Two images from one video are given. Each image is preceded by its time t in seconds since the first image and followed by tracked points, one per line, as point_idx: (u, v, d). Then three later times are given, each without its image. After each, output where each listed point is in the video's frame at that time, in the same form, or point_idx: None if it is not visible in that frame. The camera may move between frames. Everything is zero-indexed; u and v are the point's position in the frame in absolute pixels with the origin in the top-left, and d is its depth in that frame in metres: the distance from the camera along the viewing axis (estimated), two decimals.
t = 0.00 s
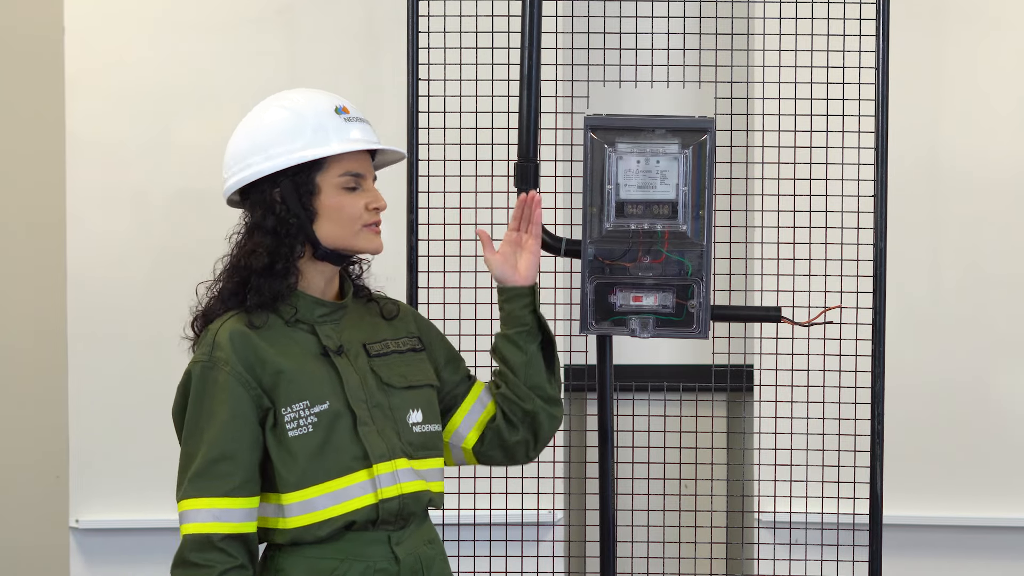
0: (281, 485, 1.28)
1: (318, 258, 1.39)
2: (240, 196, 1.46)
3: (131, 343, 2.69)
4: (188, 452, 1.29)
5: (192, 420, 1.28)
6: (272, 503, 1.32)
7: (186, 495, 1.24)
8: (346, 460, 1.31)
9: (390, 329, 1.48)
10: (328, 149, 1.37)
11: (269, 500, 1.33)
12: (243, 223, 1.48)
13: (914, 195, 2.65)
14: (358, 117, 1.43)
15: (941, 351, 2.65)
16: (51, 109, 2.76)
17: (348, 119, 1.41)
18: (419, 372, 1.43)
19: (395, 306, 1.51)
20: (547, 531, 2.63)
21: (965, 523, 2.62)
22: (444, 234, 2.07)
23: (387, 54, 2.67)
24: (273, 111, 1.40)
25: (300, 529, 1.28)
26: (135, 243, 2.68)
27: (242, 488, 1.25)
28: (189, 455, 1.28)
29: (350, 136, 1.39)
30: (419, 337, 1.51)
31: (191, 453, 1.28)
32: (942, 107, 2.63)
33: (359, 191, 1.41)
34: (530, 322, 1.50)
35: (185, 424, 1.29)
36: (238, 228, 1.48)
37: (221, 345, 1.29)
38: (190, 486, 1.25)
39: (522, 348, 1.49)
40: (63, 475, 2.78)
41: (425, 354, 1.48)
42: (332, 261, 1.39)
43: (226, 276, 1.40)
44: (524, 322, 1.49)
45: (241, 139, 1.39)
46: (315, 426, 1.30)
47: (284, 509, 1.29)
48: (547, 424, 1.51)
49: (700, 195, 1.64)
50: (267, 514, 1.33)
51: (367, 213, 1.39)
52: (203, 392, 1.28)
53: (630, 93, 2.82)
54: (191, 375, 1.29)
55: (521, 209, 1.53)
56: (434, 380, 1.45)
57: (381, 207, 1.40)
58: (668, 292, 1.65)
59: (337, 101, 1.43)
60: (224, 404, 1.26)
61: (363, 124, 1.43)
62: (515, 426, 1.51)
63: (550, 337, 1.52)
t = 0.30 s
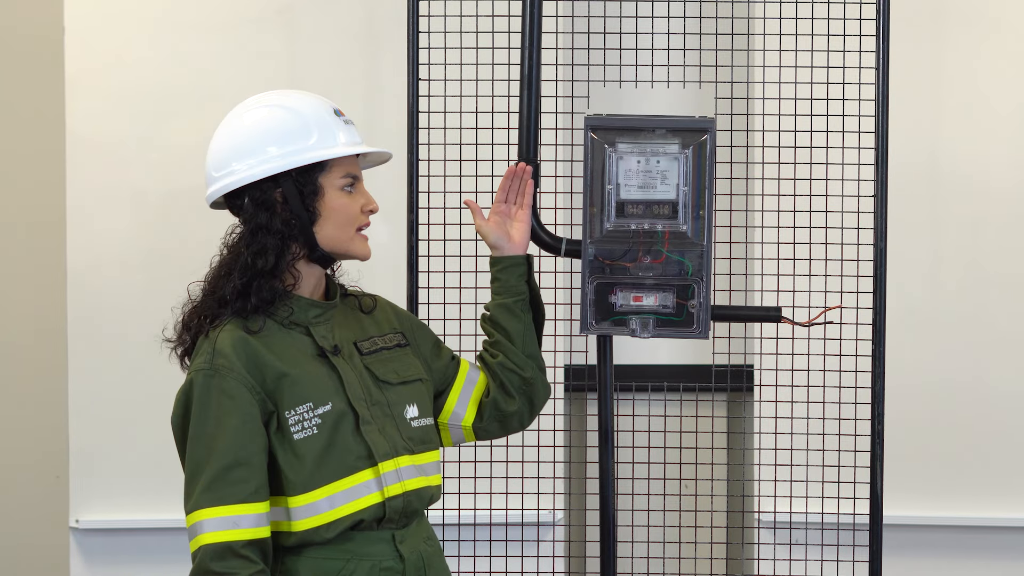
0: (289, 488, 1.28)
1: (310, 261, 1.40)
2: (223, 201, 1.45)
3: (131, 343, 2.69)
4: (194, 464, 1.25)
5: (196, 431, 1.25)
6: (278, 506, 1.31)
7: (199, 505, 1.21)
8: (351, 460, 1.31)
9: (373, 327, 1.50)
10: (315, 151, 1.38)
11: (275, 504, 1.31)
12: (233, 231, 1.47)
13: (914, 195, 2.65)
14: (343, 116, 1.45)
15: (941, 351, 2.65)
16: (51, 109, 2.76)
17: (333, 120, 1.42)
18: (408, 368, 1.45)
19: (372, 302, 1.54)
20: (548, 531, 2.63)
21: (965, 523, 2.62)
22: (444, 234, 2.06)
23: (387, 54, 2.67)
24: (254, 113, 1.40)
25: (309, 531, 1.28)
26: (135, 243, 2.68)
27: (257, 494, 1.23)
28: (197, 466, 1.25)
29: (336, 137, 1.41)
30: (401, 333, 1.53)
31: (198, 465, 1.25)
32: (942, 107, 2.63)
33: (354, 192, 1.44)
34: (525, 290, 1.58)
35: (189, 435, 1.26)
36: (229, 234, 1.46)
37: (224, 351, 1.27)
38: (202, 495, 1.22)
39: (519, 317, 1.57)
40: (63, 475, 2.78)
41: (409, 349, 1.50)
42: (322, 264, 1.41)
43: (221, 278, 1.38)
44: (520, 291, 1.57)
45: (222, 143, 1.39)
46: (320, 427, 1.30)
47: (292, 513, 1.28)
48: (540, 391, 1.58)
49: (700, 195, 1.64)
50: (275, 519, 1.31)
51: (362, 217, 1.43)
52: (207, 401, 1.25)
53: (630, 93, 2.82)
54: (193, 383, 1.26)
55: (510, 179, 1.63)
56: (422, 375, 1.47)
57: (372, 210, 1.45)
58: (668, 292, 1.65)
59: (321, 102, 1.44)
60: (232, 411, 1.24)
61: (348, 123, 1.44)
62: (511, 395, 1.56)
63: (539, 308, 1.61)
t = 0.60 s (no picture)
0: (285, 487, 1.28)
1: (304, 262, 1.40)
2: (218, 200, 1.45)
3: (131, 343, 2.69)
4: (189, 465, 1.25)
5: (193, 431, 1.25)
6: (274, 506, 1.30)
7: (194, 506, 1.21)
8: (348, 460, 1.31)
9: (367, 326, 1.50)
10: (312, 153, 1.38)
11: (271, 505, 1.31)
12: (229, 232, 1.46)
13: (914, 195, 2.65)
14: (340, 118, 1.45)
15: (941, 351, 2.65)
16: (51, 109, 2.76)
17: (330, 122, 1.42)
18: (403, 367, 1.45)
19: (365, 301, 1.54)
20: (548, 531, 2.64)
21: (965, 523, 2.62)
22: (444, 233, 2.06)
23: (387, 54, 2.67)
24: (252, 113, 1.40)
25: (305, 531, 1.28)
26: (135, 243, 2.68)
27: (253, 495, 1.23)
28: (193, 468, 1.24)
29: (333, 139, 1.41)
30: (394, 333, 1.54)
31: (194, 465, 1.25)
32: (942, 107, 2.63)
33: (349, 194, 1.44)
34: (515, 296, 1.59)
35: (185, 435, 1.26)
36: (224, 235, 1.46)
37: (220, 352, 1.27)
38: (197, 497, 1.21)
39: (510, 323, 1.58)
40: (63, 475, 2.78)
41: (402, 349, 1.50)
42: (316, 265, 1.41)
43: (216, 279, 1.37)
44: (511, 297, 1.58)
45: (218, 142, 1.39)
46: (317, 427, 1.30)
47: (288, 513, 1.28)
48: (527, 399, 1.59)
49: (700, 195, 1.64)
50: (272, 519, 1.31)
51: (356, 220, 1.42)
52: (203, 402, 1.25)
53: (630, 92, 2.82)
54: (189, 384, 1.26)
55: (509, 184, 1.64)
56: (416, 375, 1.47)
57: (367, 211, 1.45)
58: (668, 292, 1.65)
59: (318, 103, 1.45)
60: (228, 413, 1.24)
61: (345, 125, 1.44)
62: (499, 400, 1.57)
63: (528, 315, 1.63)
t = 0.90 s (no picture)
0: (280, 485, 1.28)
1: (308, 262, 1.40)
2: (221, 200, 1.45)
3: (131, 343, 2.69)
4: (182, 459, 1.26)
5: (186, 426, 1.26)
6: (267, 505, 1.31)
7: (181, 501, 1.23)
8: (344, 459, 1.31)
9: (367, 327, 1.50)
10: (317, 153, 1.38)
11: (265, 503, 1.32)
12: (232, 229, 1.47)
13: (915, 195, 2.65)
14: (344, 118, 1.45)
15: (940, 351, 2.65)
16: (51, 109, 2.76)
17: (334, 122, 1.42)
18: (402, 369, 1.45)
19: (366, 302, 1.54)
20: (548, 531, 2.64)
21: (965, 523, 2.62)
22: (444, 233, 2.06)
23: (387, 54, 2.67)
24: (257, 113, 1.40)
25: (295, 530, 1.28)
26: (135, 243, 2.68)
27: (241, 493, 1.23)
28: (183, 463, 1.26)
29: (338, 139, 1.41)
30: (396, 334, 1.54)
31: (186, 460, 1.26)
32: (942, 106, 2.63)
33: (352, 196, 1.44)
34: (509, 336, 1.54)
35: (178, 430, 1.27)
36: (227, 232, 1.46)
37: (216, 350, 1.28)
38: (184, 492, 1.23)
39: (498, 364, 1.53)
40: (63, 475, 2.78)
41: (404, 351, 1.50)
42: (322, 265, 1.41)
43: (218, 276, 1.37)
44: (504, 337, 1.53)
45: (224, 141, 1.39)
46: (313, 426, 1.30)
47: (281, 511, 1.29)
48: (507, 440, 1.57)
49: (700, 195, 1.64)
50: (263, 517, 1.32)
51: (360, 220, 1.43)
52: (197, 399, 1.26)
53: (630, 92, 2.82)
54: (184, 380, 1.27)
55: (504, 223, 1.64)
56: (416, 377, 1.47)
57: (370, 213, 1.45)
58: (668, 292, 1.65)
59: (323, 103, 1.45)
60: (222, 410, 1.24)
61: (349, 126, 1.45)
62: (479, 438, 1.55)
63: (521, 355, 1.58)
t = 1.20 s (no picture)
0: (276, 482, 1.28)
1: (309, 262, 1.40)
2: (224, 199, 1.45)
3: (130, 343, 2.69)
4: (179, 455, 1.27)
5: (183, 422, 1.26)
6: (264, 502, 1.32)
7: (179, 497, 1.23)
8: (340, 458, 1.31)
9: (369, 328, 1.51)
10: (319, 153, 1.38)
11: (262, 500, 1.32)
12: (235, 229, 1.46)
13: (915, 195, 2.65)
14: (347, 118, 1.45)
15: (940, 351, 2.65)
16: (51, 109, 2.76)
17: (336, 122, 1.42)
18: (402, 370, 1.45)
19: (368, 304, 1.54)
20: (548, 531, 2.64)
21: (964, 523, 2.62)
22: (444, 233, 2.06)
23: (387, 54, 2.67)
24: (262, 112, 1.40)
25: (292, 527, 1.29)
26: (135, 243, 2.68)
27: (238, 489, 1.24)
28: (180, 458, 1.27)
29: (340, 140, 1.41)
30: (398, 337, 1.54)
31: (182, 455, 1.27)
32: (942, 106, 2.63)
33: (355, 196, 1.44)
34: (517, 364, 1.54)
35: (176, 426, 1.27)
36: (229, 232, 1.46)
37: (214, 347, 1.28)
38: (182, 488, 1.23)
39: (501, 388, 1.53)
40: (63, 475, 2.78)
41: (405, 354, 1.50)
42: (325, 263, 1.41)
43: (219, 275, 1.37)
44: (512, 365, 1.53)
45: (225, 141, 1.39)
46: (309, 424, 1.30)
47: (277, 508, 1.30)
48: (497, 465, 1.55)
49: (700, 195, 1.64)
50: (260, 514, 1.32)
51: (362, 219, 1.43)
52: (195, 396, 1.26)
53: (630, 93, 2.82)
54: (182, 377, 1.27)
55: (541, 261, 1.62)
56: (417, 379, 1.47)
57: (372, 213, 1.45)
58: (669, 292, 1.65)
59: (326, 103, 1.45)
60: (218, 407, 1.25)
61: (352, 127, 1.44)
62: (467, 459, 1.55)
63: (528, 384, 1.57)
